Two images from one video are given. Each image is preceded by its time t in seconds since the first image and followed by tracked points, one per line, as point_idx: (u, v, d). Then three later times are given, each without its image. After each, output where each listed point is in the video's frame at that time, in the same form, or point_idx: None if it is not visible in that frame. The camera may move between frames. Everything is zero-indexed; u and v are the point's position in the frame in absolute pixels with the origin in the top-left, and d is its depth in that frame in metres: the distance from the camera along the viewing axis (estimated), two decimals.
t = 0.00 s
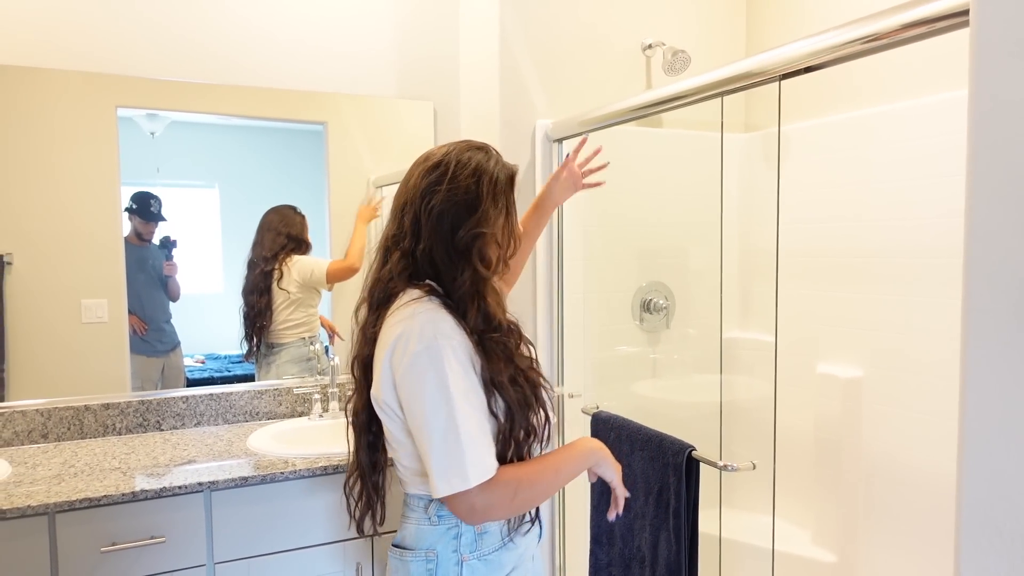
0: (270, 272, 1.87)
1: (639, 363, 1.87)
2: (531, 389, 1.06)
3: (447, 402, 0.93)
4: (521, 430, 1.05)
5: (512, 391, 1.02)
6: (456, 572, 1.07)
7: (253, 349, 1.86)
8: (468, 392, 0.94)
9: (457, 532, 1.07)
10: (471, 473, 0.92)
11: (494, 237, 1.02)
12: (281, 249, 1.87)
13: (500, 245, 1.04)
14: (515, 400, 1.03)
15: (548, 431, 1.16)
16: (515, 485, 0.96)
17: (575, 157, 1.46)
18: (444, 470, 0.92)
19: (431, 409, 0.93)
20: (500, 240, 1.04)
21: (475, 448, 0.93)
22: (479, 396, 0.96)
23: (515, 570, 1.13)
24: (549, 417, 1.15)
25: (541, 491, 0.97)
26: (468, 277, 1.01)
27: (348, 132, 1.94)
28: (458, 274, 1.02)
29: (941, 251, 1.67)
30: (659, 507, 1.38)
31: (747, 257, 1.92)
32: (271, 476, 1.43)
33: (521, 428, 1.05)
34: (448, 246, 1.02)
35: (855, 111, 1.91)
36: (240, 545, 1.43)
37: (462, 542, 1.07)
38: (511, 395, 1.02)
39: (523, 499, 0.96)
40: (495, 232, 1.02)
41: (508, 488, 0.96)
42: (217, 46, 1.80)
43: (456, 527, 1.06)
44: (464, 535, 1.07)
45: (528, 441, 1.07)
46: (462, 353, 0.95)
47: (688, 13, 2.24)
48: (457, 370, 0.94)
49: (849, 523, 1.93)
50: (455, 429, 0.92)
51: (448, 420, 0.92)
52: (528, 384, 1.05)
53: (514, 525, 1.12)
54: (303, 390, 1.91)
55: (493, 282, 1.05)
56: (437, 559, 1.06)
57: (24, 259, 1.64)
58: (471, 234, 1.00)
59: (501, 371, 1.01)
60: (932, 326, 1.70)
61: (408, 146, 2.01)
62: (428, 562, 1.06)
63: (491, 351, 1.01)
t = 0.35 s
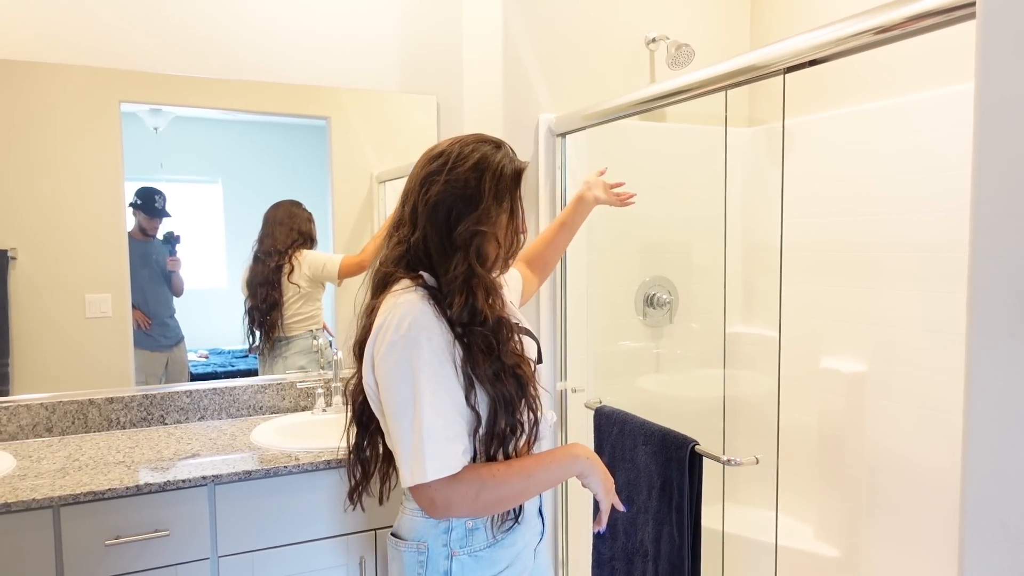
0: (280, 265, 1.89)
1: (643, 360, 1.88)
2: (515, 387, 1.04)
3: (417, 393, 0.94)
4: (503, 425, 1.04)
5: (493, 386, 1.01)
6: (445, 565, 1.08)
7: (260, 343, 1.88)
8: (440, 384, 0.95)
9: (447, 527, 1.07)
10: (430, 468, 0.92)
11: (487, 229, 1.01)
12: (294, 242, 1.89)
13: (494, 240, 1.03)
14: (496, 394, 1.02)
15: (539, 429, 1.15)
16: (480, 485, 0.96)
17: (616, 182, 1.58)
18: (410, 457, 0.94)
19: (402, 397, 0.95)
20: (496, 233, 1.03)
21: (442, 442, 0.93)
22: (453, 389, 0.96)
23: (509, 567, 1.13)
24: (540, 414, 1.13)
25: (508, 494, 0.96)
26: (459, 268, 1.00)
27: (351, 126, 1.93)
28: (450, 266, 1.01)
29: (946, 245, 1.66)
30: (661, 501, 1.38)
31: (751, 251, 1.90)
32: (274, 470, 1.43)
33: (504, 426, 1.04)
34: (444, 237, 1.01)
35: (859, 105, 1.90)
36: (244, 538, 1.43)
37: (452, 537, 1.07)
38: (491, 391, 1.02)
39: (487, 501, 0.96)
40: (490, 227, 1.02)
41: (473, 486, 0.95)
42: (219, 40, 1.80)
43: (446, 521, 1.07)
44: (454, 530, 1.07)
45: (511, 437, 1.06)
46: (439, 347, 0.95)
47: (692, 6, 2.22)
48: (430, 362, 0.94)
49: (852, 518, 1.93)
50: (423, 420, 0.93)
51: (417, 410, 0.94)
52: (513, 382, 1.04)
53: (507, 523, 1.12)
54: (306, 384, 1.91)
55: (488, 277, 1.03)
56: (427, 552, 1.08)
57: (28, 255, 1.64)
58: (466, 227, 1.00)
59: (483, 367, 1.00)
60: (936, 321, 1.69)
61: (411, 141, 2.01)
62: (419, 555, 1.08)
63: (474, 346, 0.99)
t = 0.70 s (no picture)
0: (290, 264, 1.89)
1: (648, 359, 1.90)
2: (520, 375, 1.02)
3: (423, 387, 0.94)
4: (510, 416, 1.03)
5: (498, 374, 1.00)
6: (452, 562, 1.08)
7: (266, 343, 1.87)
8: (446, 380, 0.95)
9: (453, 524, 1.07)
10: (432, 464, 0.92)
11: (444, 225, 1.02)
12: (306, 241, 1.90)
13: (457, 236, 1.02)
14: (502, 383, 1.01)
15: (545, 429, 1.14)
16: (483, 485, 0.95)
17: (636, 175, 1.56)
18: (415, 452, 0.94)
19: (409, 392, 0.95)
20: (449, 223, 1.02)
21: (446, 438, 0.93)
22: (460, 387, 0.96)
23: (516, 566, 1.12)
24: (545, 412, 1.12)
25: (511, 496, 0.95)
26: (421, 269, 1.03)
27: (356, 125, 1.93)
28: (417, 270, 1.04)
29: (956, 246, 1.64)
30: (667, 502, 1.37)
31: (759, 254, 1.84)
32: (279, 469, 1.43)
33: (510, 414, 1.02)
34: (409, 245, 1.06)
35: (868, 105, 1.89)
36: (248, 537, 1.43)
37: (457, 534, 1.07)
38: (497, 378, 1.00)
39: (489, 502, 0.95)
40: (439, 219, 1.02)
41: (476, 486, 0.94)
42: (225, 39, 1.79)
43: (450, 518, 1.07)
44: (459, 527, 1.07)
45: (517, 428, 1.04)
46: (448, 343, 0.96)
47: (699, 5, 2.21)
48: (437, 357, 0.95)
49: (859, 520, 1.92)
50: (428, 415, 0.93)
51: (423, 405, 0.94)
52: (516, 368, 1.02)
53: (515, 521, 1.11)
54: (310, 383, 1.92)
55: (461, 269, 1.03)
56: (433, 550, 1.08)
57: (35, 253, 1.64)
58: (415, 227, 1.02)
59: (487, 354, 0.99)
60: (945, 322, 1.67)
61: (416, 139, 2.00)
62: (425, 552, 1.09)
63: (478, 333, 0.99)
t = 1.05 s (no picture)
0: (295, 265, 1.89)
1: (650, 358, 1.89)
2: (525, 374, 1.02)
3: (430, 389, 0.94)
4: (516, 415, 1.02)
5: (504, 372, 1.00)
6: (466, 565, 1.08)
7: (270, 343, 1.87)
8: (453, 382, 0.94)
9: (468, 526, 1.07)
10: (439, 466, 0.91)
11: (429, 236, 1.05)
12: (313, 243, 1.91)
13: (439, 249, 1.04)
14: (508, 381, 1.01)
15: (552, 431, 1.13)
16: (489, 488, 0.94)
17: (654, 177, 1.54)
18: (422, 454, 0.93)
19: (415, 393, 0.95)
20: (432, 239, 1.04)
21: (453, 440, 0.92)
22: (467, 389, 0.96)
23: (530, 567, 1.12)
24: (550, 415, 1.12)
25: (517, 499, 0.95)
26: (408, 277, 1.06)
27: (357, 125, 1.93)
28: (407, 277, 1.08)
29: (959, 242, 1.64)
30: (671, 501, 1.37)
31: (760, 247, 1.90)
32: (281, 470, 1.43)
33: (515, 413, 1.02)
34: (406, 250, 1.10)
35: (871, 100, 1.88)
36: (251, 538, 1.43)
37: (473, 536, 1.07)
38: (503, 374, 1.00)
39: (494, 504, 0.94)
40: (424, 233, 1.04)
41: (482, 489, 0.94)
42: (226, 39, 1.79)
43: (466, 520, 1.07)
44: (474, 529, 1.07)
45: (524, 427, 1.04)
46: (454, 344, 0.96)
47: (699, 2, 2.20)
48: (444, 358, 0.94)
49: (863, 518, 1.91)
50: (435, 417, 0.93)
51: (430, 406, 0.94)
52: (520, 367, 1.02)
53: (529, 523, 1.11)
54: (313, 384, 1.91)
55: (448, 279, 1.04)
56: (448, 552, 1.08)
57: (36, 255, 1.64)
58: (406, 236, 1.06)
59: (492, 353, 0.99)
60: (950, 318, 1.67)
61: (417, 139, 2.00)
62: (439, 555, 1.08)
63: (482, 332, 0.99)
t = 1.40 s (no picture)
0: (295, 263, 1.90)
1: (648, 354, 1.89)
2: (526, 381, 1.03)
3: (440, 392, 0.93)
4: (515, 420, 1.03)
5: (507, 377, 1.00)
6: (459, 561, 1.08)
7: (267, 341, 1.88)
8: (463, 383, 0.94)
9: (461, 522, 1.07)
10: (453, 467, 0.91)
11: (437, 233, 1.05)
12: (314, 242, 1.91)
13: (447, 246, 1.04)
14: (511, 386, 1.01)
15: (552, 432, 1.14)
16: (514, 489, 0.94)
17: (658, 175, 1.52)
18: (435, 456, 0.93)
19: (424, 397, 0.94)
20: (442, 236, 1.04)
21: (466, 441, 0.92)
22: (477, 390, 0.96)
23: (524, 564, 1.12)
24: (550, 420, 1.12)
25: (543, 501, 0.94)
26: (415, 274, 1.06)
27: (354, 123, 1.92)
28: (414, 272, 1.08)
29: (956, 237, 1.64)
30: (669, 498, 1.37)
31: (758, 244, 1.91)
32: (279, 469, 1.43)
33: (516, 418, 1.03)
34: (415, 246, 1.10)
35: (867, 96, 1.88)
36: (249, 537, 1.43)
37: (466, 533, 1.07)
38: (505, 379, 1.00)
39: (521, 506, 0.94)
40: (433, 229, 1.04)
41: (506, 491, 0.94)
42: (221, 37, 1.79)
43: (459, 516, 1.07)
44: (468, 526, 1.07)
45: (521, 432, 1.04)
46: (462, 345, 0.96)
47: None
48: (453, 360, 0.94)
49: (861, 513, 1.92)
50: (447, 419, 0.93)
51: (440, 409, 0.93)
52: (522, 372, 1.02)
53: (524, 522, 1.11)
54: (310, 382, 1.91)
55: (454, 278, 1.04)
56: (441, 547, 1.08)
57: (32, 255, 1.64)
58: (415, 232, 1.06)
59: (497, 356, 0.99)
60: (946, 313, 1.67)
61: (414, 136, 2.00)
62: (433, 551, 1.09)
63: (488, 337, 0.99)
